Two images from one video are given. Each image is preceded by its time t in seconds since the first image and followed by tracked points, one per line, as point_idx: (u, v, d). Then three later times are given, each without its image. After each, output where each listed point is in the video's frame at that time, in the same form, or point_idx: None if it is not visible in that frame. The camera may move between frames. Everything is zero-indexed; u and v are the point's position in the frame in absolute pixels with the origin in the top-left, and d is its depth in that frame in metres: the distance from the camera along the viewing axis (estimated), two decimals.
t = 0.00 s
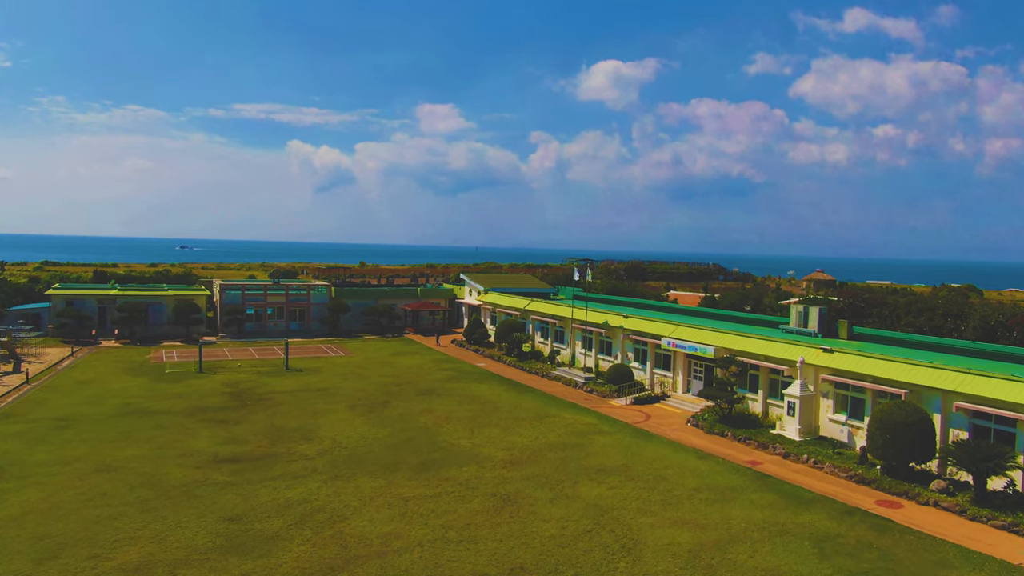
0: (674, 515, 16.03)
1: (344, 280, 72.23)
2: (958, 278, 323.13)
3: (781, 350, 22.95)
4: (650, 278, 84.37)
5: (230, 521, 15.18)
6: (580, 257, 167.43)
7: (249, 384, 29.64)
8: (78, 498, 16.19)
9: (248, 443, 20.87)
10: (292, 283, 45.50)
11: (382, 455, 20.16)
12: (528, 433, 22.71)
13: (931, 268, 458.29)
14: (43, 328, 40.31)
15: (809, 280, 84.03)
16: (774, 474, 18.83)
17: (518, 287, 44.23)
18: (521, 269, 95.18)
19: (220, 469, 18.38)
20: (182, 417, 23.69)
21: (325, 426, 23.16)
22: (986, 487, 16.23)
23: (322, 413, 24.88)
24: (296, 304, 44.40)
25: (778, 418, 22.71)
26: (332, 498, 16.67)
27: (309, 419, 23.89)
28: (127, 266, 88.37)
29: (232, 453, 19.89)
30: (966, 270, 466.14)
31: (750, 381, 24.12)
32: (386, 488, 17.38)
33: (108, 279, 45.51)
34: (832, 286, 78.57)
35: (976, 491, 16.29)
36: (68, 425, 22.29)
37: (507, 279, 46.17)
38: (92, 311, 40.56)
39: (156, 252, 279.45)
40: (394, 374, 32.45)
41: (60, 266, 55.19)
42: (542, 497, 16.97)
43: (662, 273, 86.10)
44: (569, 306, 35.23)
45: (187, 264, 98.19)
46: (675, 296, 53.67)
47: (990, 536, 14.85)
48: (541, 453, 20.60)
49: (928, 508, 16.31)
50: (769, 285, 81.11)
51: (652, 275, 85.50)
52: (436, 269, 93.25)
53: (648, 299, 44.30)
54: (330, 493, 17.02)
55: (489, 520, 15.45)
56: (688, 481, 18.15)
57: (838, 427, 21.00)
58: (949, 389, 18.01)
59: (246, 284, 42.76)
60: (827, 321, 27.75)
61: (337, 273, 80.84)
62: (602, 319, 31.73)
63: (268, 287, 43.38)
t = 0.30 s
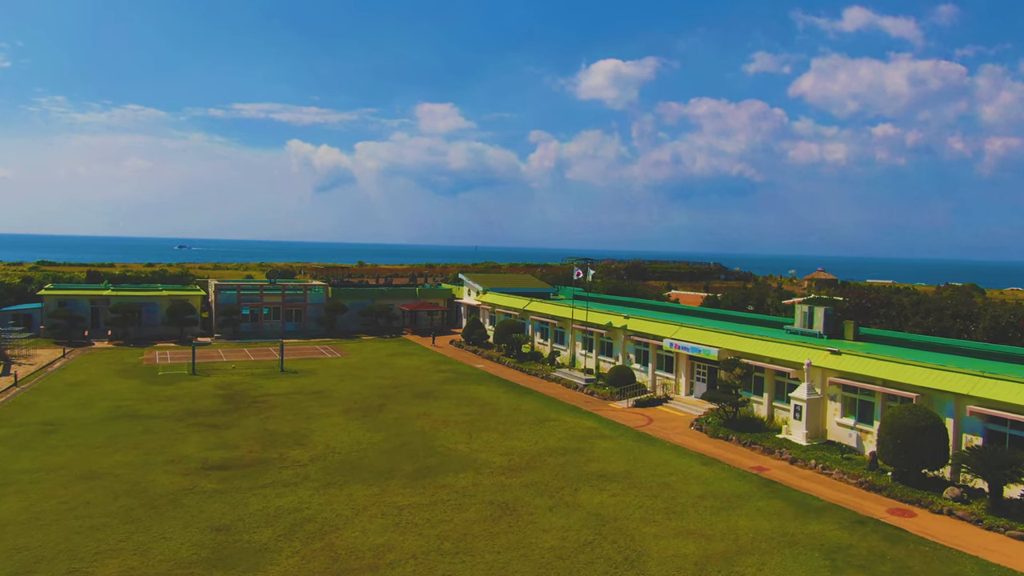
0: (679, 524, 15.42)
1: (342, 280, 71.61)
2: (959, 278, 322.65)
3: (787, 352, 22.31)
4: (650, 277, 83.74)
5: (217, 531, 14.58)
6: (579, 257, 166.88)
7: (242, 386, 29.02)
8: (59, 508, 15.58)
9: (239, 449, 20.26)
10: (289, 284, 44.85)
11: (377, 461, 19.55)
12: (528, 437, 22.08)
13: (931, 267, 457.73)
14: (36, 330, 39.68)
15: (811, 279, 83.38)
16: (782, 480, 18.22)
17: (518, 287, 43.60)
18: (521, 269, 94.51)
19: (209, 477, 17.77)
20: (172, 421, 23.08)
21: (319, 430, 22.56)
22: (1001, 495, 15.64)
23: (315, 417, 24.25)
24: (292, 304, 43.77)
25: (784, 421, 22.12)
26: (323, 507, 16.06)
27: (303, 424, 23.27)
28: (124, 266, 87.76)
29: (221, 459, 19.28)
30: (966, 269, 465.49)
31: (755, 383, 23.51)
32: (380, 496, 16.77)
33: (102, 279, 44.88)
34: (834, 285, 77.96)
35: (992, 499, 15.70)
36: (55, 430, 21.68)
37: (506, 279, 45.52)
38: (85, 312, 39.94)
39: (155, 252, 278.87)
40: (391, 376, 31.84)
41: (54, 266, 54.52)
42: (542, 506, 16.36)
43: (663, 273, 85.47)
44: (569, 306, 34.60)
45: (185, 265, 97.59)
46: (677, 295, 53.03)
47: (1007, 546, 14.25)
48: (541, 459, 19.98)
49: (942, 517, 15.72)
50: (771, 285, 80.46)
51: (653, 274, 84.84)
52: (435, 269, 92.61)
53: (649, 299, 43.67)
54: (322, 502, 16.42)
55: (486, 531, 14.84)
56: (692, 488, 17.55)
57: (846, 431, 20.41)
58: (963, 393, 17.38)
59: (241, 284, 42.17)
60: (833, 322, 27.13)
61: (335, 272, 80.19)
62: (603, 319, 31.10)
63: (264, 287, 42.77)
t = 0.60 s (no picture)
0: (685, 538, 14.74)
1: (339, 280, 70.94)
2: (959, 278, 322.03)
3: (794, 356, 21.63)
4: (651, 278, 83.09)
5: (200, 546, 13.90)
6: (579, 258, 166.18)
7: (235, 390, 28.33)
8: (36, 521, 14.89)
9: (228, 456, 19.57)
10: (285, 285, 44.16)
11: (371, 469, 18.86)
12: (527, 444, 21.40)
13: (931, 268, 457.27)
14: (26, 332, 38.97)
15: (813, 280, 82.77)
16: (791, 490, 17.54)
17: (517, 288, 42.92)
18: (520, 269, 93.89)
19: (195, 487, 17.08)
20: (160, 427, 22.39)
21: (312, 437, 21.87)
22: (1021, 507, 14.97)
23: (308, 422, 23.57)
24: (288, 306, 43.06)
25: (791, 428, 21.46)
26: (313, 519, 15.37)
27: (295, 430, 22.59)
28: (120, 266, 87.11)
29: (209, 467, 18.59)
30: (967, 269, 464.93)
31: (761, 388, 22.83)
32: (373, 507, 16.08)
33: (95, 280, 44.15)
34: (836, 286, 77.31)
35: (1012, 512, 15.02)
36: (39, 436, 20.99)
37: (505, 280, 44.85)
38: (76, 313, 39.25)
39: (154, 252, 278.41)
40: (388, 379, 31.15)
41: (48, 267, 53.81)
42: (542, 517, 15.68)
43: (663, 274, 84.83)
44: (570, 308, 33.92)
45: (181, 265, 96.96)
46: (678, 296, 52.33)
47: None
48: (541, 467, 19.30)
49: (960, 531, 15.05)
50: (772, 286, 79.85)
51: (653, 275, 84.20)
52: (434, 269, 91.92)
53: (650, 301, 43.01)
54: (311, 513, 15.73)
55: (483, 545, 14.16)
56: (698, 499, 16.87)
57: (856, 438, 19.74)
58: (980, 400, 16.71)
59: (236, 286, 41.51)
60: (839, 326, 26.59)
61: (333, 273, 79.50)
62: (604, 322, 30.43)
63: (259, 289, 42.10)
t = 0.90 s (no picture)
0: (691, 554, 13.98)
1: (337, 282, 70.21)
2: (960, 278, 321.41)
3: (804, 361, 20.90)
4: (652, 279, 82.42)
5: (180, 563, 13.15)
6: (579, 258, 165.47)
7: (226, 395, 27.56)
8: (8, 535, 14.14)
9: (215, 465, 18.82)
10: (280, 286, 43.40)
11: (363, 479, 18.11)
12: (526, 452, 20.63)
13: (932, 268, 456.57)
14: (16, 334, 38.22)
15: (815, 280, 82.11)
16: (802, 501, 16.81)
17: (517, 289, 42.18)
18: (519, 269, 93.19)
19: (178, 498, 16.33)
20: (146, 434, 21.64)
21: (303, 444, 21.13)
22: None
23: (300, 429, 22.80)
24: (283, 307, 42.34)
25: (799, 435, 20.73)
26: (301, 533, 14.62)
27: (286, 437, 21.81)
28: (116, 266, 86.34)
29: (194, 477, 17.82)
30: (967, 269, 464.54)
31: (768, 394, 22.10)
32: (363, 521, 15.33)
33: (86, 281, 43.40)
34: (839, 287, 76.64)
35: None
36: (19, 444, 20.24)
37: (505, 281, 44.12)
38: (67, 315, 38.54)
39: (153, 253, 277.72)
40: (384, 383, 30.39)
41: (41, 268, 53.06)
42: (541, 531, 14.93)
43: (664, 274, 84.13)
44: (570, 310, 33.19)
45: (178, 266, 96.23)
46: (680, 297, 51.57)
47: None
48: (540, 477, 18.54)
49: (980, 546, 14.32)
50: (774, 286, 79.20)
51: (654, 275, 83.52)
52: (433, 270, 91.22)
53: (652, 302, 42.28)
54: (299, 527, 14.98)
55: (479, 563, 13.41)
56: (705, 511, 16.12)
57: (868, 447, 19.01)
58: (999, 408, 15.96)
59: (230, 287, 40.83)
60: (846, 329, 25.97)
61: (331, 274, 78.79)
62: (605, 324, 29.69)
63: (253, 290, 41.41)
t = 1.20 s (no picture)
0: (700, 571, 13.19)
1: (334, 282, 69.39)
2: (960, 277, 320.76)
3: (813, 364, 20.10)
4: (653, 279, 81.65)
5: None
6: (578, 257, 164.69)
7: (216, 399, 26.75)
8: None
9: (200, 475, 18.02)
10: (274, 286, 42.61)
11: (354, 490, 17.31)
12: (526, 460, 19.82)
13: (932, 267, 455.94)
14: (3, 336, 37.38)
15: (817, 280, 81.28)
16: (814, 513, 16.03)
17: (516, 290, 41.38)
18: (519, 269, 92.37)
19: (159, 512, 15.53)
20: (131, 441, 20.82)
21: (293, 451, 20.33)
22: None
23: (290, 435, 22.00)
24: (278, 308, 41.56)
25: (809, 442, 19.95)
26: (287, 550, 13.81)
27: (275, 444, 21.02)
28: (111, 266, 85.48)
29: (177, 488, 17.02)
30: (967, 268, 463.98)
31: (776, 399, 21.32)
32: (354, 535, 14.53)
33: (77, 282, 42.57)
34: (842, 287, 75.94)
35: None
36: None
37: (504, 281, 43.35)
38: (56, 317, 37.73)
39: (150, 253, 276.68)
40: (379, 386, 29.58)
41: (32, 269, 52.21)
42: (540, 546, 14.13)
43: (665, 274, 83.36)
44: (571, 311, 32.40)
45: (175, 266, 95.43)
46: (682, 297, 50.82)
47: None
48: (539, 487, 17.73)
49: (1005, 562, 13.54)
50: (776, 286, 78.47)
51: (654, 275, 82.68)
52: (432, 270, 90.44)
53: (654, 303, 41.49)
54: (285, 542, 14.17)
55: None
56: (713, 524, 15.33)
57: (881, 454, 18.24)
58: (1022, 415, 15.17)
59: (224, 288, 40.08)
60: (856, 330, 25.22)
61: (328, 274, 77.99)
62: (607, 326, 28.88)
63: (247, 291, 40.65)
